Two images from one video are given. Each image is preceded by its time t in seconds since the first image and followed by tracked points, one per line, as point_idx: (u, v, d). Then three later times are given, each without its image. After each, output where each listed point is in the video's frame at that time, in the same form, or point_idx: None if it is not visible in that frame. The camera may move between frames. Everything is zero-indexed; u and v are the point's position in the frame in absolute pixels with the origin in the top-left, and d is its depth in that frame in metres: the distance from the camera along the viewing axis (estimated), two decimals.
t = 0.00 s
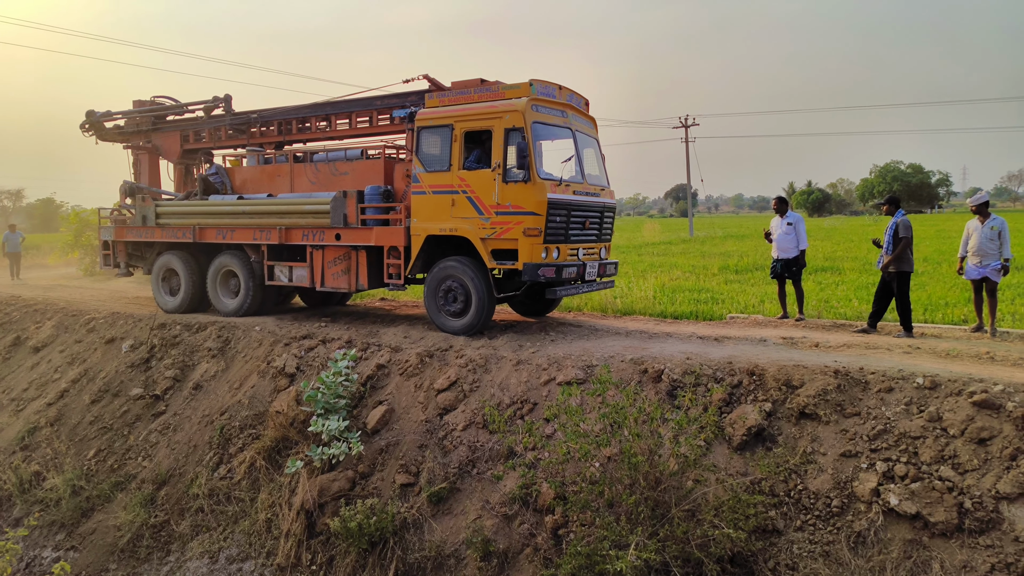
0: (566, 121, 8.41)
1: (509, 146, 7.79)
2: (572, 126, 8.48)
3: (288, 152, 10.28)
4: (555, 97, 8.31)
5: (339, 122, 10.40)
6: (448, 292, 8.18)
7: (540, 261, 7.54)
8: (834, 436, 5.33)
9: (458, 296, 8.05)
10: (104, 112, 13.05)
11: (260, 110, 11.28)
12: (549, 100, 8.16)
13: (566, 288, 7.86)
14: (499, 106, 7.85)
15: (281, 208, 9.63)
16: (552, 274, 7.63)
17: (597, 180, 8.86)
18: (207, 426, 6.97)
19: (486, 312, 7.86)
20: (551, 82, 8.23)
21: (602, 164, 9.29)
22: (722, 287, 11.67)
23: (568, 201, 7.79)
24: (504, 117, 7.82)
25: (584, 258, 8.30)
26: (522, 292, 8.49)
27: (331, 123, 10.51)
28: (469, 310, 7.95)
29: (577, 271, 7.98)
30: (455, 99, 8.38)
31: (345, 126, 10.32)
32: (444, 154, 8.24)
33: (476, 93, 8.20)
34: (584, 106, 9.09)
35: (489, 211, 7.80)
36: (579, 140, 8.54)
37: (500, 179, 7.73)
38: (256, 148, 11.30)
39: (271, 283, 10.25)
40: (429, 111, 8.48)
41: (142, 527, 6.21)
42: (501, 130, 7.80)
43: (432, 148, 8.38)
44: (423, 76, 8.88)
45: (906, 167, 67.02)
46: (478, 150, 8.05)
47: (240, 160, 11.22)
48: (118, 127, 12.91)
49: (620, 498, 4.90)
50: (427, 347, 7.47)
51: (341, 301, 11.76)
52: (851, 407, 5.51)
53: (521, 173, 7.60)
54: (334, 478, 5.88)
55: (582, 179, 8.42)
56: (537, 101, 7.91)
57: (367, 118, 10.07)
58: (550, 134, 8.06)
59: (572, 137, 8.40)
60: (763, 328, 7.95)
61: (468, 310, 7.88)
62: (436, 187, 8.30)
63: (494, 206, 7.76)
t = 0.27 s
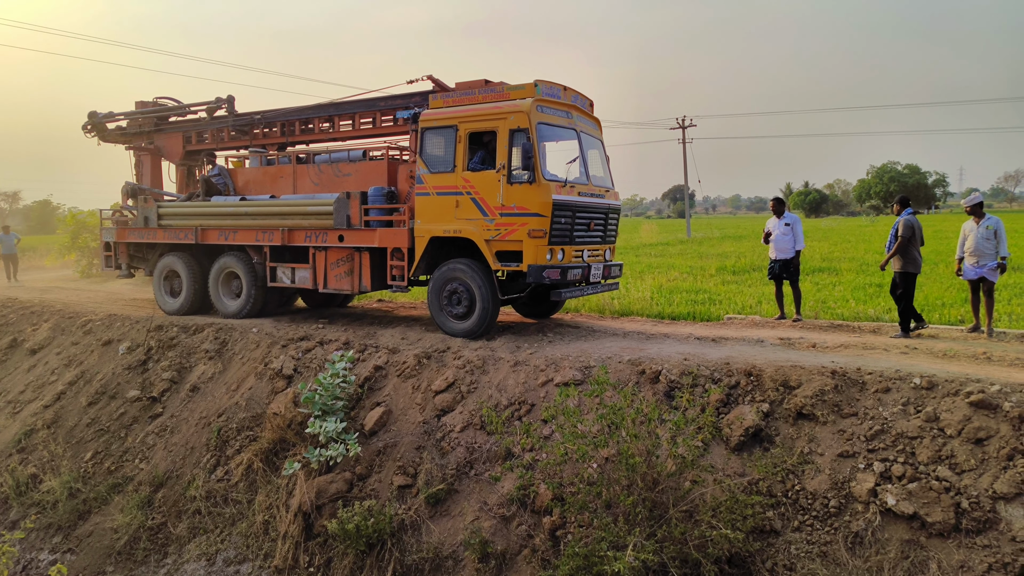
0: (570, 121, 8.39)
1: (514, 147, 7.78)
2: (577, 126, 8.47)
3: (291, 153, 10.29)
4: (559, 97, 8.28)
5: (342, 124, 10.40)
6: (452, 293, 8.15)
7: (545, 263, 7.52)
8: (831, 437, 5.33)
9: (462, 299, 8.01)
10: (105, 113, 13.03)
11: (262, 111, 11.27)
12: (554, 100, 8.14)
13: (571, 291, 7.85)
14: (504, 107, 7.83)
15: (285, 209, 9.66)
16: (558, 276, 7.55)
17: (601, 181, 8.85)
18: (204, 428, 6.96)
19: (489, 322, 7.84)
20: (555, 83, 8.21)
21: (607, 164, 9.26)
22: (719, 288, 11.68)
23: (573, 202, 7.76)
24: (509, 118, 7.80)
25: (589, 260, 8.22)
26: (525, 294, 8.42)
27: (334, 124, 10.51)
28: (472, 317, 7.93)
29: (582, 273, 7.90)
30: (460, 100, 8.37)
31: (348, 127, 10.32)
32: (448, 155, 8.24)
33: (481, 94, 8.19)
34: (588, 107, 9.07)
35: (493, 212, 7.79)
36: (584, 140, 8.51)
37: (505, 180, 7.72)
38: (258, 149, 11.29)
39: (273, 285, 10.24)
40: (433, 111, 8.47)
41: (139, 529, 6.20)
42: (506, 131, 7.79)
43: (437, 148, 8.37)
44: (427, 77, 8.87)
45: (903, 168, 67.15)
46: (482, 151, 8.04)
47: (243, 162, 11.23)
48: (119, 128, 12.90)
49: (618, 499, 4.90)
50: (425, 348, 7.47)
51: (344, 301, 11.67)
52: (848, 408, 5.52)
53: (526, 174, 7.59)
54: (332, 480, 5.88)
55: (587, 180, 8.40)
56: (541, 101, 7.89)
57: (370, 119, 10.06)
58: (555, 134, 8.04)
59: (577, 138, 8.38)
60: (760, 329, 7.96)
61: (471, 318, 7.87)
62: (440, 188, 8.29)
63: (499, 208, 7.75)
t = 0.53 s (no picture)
0: (572, 121, 8.38)
1: (515, 147, 7.77)
2: (578, 126, 8.46)
3: (291, 154, 10.27)
4: (561, 97, 8.28)
5: (342, 125, 10.39)
6: (453, 293, 8.12)
7: (546, 263, 7.51)
8: (828, 435, 5.34)
9: (464, 300, 7.99)
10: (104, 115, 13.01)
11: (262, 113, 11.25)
12: (555, 100, 8.14)
13: (573, 291, 7.89)
14: (505, 106, 7.83)
15: (285, 210, 9.64)
16: (560, 275, 7.57)
17: (603, 180, 8.84)
18: (200, 430, 6.95)
19: (489, 329, 7.86)
20: (556, 82, 8.20)
21: (608, 164, 9.26)
22: (715, 287, 11.70)
23: (575, 202, 7.75)
24: (510, 118, 7.80)
25: (591, 260, 8.21)
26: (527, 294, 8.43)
27: (334, 125, 10.50)
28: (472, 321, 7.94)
29: (584, 272, 7.91)
30: (461, 100, 8.37)
31: (348, 128, 10.31)
32: (449, 155, 8.23)
33: (482, 94, 8.19)
34: (589, 107, 9.06)
35: (495, 212, 7.78)
36: (585, 140, 8.51)
37: (506, 180, 7.71)
38: (258, 150, 11.27)
39: (273, 286, 10.22)
40: (434, 112, 8.46)
41: (136, 532, 6.18)
42: (507, 130, 7.78)
43: (438, 149, 8.37)
44: (428, 77, 8.85)
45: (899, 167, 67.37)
46: (483, 151, 8.03)
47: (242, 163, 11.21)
48: (118, 130, 12.87)
49: (616, 499, 4.90)
50: (422, 350, 7.47)
51: (345, 301, 11.77)
52: (845, 407, 5.53)
53: (528, 174, 7.58)
54: (330, 482, 5.88)
55: (589, 180, 8.40)
56: (543, 101, 7.88)
57: (371, 120, 10.06)
58: (557, 134, 8.04)
59: (578, 137, 8.38)
60: (757, 328, 7.97)
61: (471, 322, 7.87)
62: (441, 189, 8.29)
63: (500, 208, 7.75)
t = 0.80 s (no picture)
0: (571, 119, 8.36)
1: (514, 145, 7.75)
2: (577, 124, 8.45)
3: (288, 152, 10.22)
4: (560, 95, 8.26)
5: (340, 122, 10.35)
6: (451, 289, 8.10)
7: (546, 262, 7.51)
8: (822, 433, 5.35)
9: (463, 300, 7.97)
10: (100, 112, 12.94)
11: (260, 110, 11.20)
12: (554, 98, 8.12)
13: (572, 289, 7.84)
14: (504, 104, 7.79)
15: (282, 208, 9.58)
16: (559, 274, 7.58)
17: (602, 179, 8.84)
18: (194, 429, 6.92)
19: (483, 335, 7.93)
20: (555, 80, 8.18)
21: (607, 162, 9.25)
22: (710, 286, 11.71)
23: (574, 200, 7.74)
24: (509, 116, 7.77)
25: (590, 259, 8.22)
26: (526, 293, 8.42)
27: (332, 123, 10.47)
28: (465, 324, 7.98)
29: (583, 271, 7.93)
30: (459, 98, 8.33)
31: (346, 126, 10.27)
32: (448, 153, 8.21)
33: (481, 91, 8.15)
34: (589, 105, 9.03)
35: (494, 211, 7.76)
36: (584, 138, 8.50)
37: (505, 179, 7.69)
38: (255, 148, 11.23)
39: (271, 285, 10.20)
40: (432, 109, 8.43)
41: (130, 531, 6.16)
42: (506, 128, 7.75)
43: (436, 147, 8.33)
44: (427, 73, 8.82)
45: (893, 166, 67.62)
46: (482, 149, 8.00)
47: (239, 161, 11.16)
48: (114, 128, 12.81)
49: (610, 497, 4.91)
50: (416, 348, 7.46)
51: (342, 301, 11.59)
52: (839, 405, 5.54)
53: (527, 172, 7.56)
54: (324, 480, 5.87)
55: (588, 178, 8.39)
56: (541, 99, 7.86)
57: (369, 118, 10.02)
58: (556, 132, 8.02)
59: (577, 136, 8.37)
60: (751, 326, 7.98)
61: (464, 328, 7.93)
62: (440, 187, 8.26)
63: (499, 206, 7.73)
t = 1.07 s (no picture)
0: (570, 116, 8.37)
1: (514, 142, 7.74)
2: (576, 121, 8.46)
3: (285, 150, 10.15)
4: (559, 91, 8.26)
5: (338, 119, 10.32)
6: (451, 286, 8.01)
7: (546, 259, 7.52)
8: (815, 431, 5.37)
9: (464, 300, 7.94)
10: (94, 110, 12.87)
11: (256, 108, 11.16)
12: (554, 95, 8.12)
13: (572, 287, 7.79)
14: (504, 101, 7.77)
15: (279, 206, 9.49)
16: (559, 272, 7.57)
17: (601, 176, 8.86)
18: (187, 428, 6.90)
19: (479, 336, 7.98)
20: (555, 77, 8.18)
21: (606, 159, 9.27)
22: (704, 284, 11.75)
23: (574, 198, 7.77)
24: (509, 112, 7.76)
25: (590, 256, 8.26)
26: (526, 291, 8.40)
27: (329, 120, 10.45)
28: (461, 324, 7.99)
29: (583, 269, 7.96)
30: (458, 94, 8.30)
31: (344, 123, 10.25)
32: (447, 150, 8.17)
33: (480, 88, 8.12)
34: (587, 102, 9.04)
35: (494, 208, 7.76)
36: (583, 135, 8.51)
37: (505, 176, 7.68)
38: (252, 145, 11.18)
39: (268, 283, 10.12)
40: (431, 106, 8.39)
41: (123, 531, 6.14)
42: (506, 125, 7.74)
43: (435, 143, 8.30)
44: (426, 70, 8.82)
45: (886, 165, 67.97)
46: (481, 146, 7.99)
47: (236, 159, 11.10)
48: (109, 125, 12.74)
49: (604, 495, 4.92)
50: (410, 346, 7.46)
51: (340, 300, 11.63)
52: (831, 402, 5.56)
53: (527, 169, 7.55)
54: (318, 479, 5.85)
55: (588, 175, 8.41)
56: (541, 96, 7.86)
57: (366, 115, 10.01)
58: (556, 129, 8.03)
59: (577, 133, 8.38)
60: (744, 324, 8.01)
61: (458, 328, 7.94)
62: (438, 184, 8.23)
63: (499, 203, 7.72)
